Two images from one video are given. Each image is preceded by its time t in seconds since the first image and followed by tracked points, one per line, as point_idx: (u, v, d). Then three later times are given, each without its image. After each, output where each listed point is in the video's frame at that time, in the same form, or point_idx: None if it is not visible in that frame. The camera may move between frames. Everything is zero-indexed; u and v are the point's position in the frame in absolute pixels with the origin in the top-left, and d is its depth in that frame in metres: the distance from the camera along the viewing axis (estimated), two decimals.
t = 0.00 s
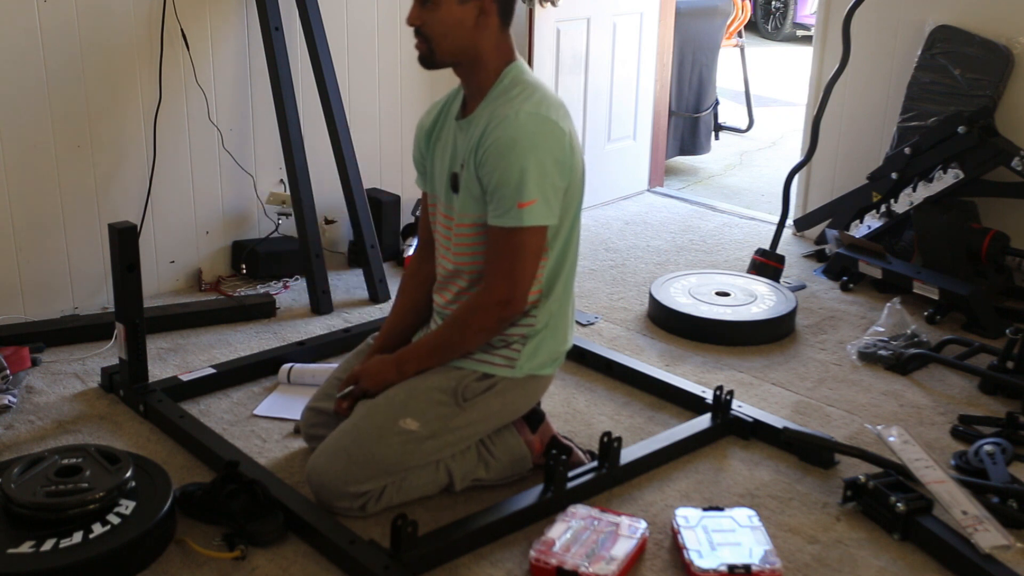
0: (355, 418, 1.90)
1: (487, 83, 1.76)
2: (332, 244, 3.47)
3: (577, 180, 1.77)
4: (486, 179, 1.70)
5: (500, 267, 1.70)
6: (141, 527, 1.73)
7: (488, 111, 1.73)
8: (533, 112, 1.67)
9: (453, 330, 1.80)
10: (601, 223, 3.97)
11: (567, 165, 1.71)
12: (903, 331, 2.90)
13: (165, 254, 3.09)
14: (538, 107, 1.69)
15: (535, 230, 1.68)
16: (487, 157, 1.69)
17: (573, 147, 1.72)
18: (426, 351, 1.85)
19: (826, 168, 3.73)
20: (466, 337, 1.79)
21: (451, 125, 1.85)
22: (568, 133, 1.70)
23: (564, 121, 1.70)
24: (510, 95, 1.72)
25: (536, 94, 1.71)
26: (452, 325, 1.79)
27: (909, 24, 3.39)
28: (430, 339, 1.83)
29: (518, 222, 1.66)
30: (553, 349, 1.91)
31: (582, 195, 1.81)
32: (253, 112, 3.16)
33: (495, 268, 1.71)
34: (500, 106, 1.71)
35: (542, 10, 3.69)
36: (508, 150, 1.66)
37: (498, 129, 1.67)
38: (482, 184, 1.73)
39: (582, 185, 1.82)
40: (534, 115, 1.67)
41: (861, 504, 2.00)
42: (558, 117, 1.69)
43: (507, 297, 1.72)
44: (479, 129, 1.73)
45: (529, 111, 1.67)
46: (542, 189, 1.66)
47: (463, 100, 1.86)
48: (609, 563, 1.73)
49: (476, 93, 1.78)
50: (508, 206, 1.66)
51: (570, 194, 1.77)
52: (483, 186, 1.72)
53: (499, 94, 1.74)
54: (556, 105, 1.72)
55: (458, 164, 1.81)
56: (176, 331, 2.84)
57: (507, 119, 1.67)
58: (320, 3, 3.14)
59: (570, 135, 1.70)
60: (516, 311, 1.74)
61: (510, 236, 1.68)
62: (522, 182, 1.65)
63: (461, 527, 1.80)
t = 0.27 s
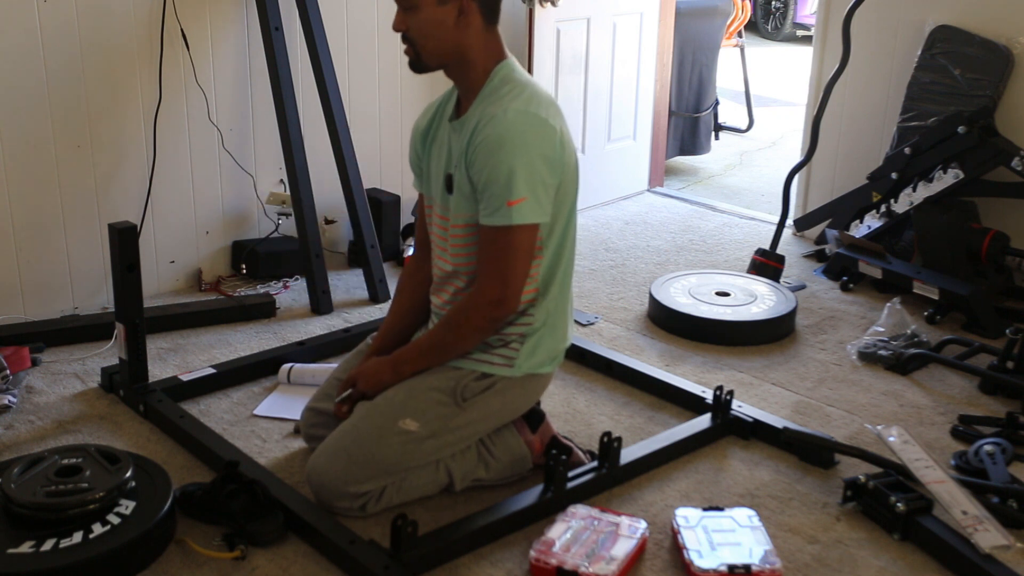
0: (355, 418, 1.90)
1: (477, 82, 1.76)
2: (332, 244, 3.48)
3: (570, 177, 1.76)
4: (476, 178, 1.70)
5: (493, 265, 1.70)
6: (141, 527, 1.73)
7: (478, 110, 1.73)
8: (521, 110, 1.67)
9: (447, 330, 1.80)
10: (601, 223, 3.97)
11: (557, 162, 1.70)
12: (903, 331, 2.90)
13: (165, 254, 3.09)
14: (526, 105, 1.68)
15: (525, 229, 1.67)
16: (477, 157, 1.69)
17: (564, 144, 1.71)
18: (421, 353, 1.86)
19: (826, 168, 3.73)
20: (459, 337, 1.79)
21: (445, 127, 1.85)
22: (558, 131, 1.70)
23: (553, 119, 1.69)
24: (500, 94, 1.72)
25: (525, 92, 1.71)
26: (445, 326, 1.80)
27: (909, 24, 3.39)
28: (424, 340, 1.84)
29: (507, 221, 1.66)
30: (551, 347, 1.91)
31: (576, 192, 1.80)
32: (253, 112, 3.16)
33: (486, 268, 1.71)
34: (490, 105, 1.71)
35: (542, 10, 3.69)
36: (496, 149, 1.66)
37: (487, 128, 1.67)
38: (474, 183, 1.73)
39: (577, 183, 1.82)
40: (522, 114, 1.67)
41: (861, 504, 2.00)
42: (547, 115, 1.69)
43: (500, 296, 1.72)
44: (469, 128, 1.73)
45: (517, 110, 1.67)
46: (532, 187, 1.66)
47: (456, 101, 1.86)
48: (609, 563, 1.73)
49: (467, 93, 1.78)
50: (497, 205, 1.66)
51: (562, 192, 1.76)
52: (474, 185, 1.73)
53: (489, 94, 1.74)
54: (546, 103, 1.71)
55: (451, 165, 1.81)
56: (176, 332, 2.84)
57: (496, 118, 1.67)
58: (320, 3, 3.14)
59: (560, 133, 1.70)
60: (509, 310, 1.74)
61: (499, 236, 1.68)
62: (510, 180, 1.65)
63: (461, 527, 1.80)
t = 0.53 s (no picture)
0: (356, 418, 1.90)
1: (476, 85, 1.76)
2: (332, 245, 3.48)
3: (570, 179, 1.76)
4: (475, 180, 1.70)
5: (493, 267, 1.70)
6: (141, 527, 1.73)
7: (477, 112, 1.73)
8: (520, 111, 1.67)
9: (447, 332, 1.79)
10: (601, 223, 3.96)
11: (556, 163, 1.70)
12: (903, 331, 2.90)
13: (165, 254, 3.09)
14: (525, 106, 1.68)
15: (524, 231, 1.67)
16: (475, 159, 1.69)
17: (563, 146, 1.71)
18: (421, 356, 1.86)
19: (826, 168, 3.73)
20: (459, 340, 1.79)
21: (445, 128, 1.85)
22: (556, 132, 1.69)
23: (552, 121, 1.69)
24: (498, 95, 1.72)
25: (524, 93, 1.71)
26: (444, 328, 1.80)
27: (909, 24, 3.39)
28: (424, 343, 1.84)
29: (506, 223, 1.66)
30: (552, 349, 1.91)
31: (577, 193, 1.80)
32: (253, 112, 3.16)
33: (486, 271, 1.71)
34: (488, 106, 1.71)
35: (542, 10, 3.69)
36: (494, 151, 1.65)
37: (485, 129, 1.67)
38: (473, 185, 1.73)
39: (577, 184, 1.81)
40: (521, 115, 1.67)
41: (860, 504, 2.00)
42: (546, 116, 1.69)
43: (499, 299, 1.72)
44: (468, 130, 1.73)
45: (516, 112, 1.67)
46: (530, 189, 1.66)
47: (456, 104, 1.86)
48: (609, 563, 1.73)
49: (468, 96, 1.78)
50: (495, 207, 1.66)
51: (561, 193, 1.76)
52: (473, 187, 1.72)
53: (488, 95, 1.73)
54: (545, 105, 1.71)
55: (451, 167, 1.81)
56: (176, 332, 2.84)
57: (494, 120, 1.67)
58: (319, 3, 3.14)
59: (559, 134, 1.70)
60: (509, 312, 1.74)
61: (498, 238, 1.68)
62: (509, 182, 1.64)
63: (461, 527, 1.80)
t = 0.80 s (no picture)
0: (356, 419, 1.90)
1: (476, 84, 1.76)
2: (332, 245, 3.51)
3: (569, 178, 1.76)
4: (473, 181, 1.70)
5: (492, 268, 1.70)
6: (141, 527, 1.73)
7: (476, 112, 1.73)
8: (517, 112, 1.67)
9: (446, 333, 1.79)
10: (601, 223, 3.97)
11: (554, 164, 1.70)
12: (903, 331, 2.90)
13: (165, 254, 3.09)
14: (524, 106, 1.68)
15: (522, 232, 1.67)
16: (473, 159, 1.69)
17: (562, 145, 1.71)
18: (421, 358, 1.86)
19: (827, 169, 3.73)
20: (458, 341, 1.79)
21: (445, 128, 1.86)
22: (555, 131, 1.69)
23: (551, 121, 1.69)
24: (497, 95, 1.71)
25: (522, 93, 1.71)
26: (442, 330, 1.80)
27: (909, 24, 3.39)
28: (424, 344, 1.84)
29: (504, 224, 1.66)
30: (552, 349, 1.91)
31: (576, 192, 1.80)
32: (253, 112, 3.16)
33: (485, 271, 1.71)
34: (487, 106, 1.71)
35: (542, 10, 3.69)
36: (492, 152, 1.65)
37: (484, 130, 1.67)
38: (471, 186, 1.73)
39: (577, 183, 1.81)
40: (519, 115, 1.67)
41: (860, 504, 2.00)
42: (545, 116, 1.69)
43: (498, 299, 1.72)
44: (467, 130, 1.73)
45: (514, 112, 1.67)
46: (528, 190, 1.66)
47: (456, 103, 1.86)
48: (609, 563, 1.73)
49: (468, 96, 1.78)
50: (494, 207, 1.66)
51: (560, 193, 1.76)
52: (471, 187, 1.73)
53: (486, 95, 1.73)
54: (544, 104, 1.71)
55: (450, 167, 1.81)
56: (176, 331, 2.84)
57: (492, 120, 1.67)
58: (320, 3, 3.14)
59: (558, 134, 1.70)
60: (508, 313, 1.74)
61: (496, 238, 1.68)
62: (507, 182, 1.64)
63: (462, 527, 1.80)
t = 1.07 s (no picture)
0: (356, 419, 1.90)
1: (474, 87, 1.76)
2: (332, 245, 3.51)
3: (567, 181, 1.76)
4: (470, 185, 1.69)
5: (486, 270, 1.66)
6: (141, 528, 1.73)
7: (473, 118, 1.72)
8: (515, 116, 1.66)
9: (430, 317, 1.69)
10: (601, 223, 3.97)
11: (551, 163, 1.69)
12: (903, 331, 2.90)
13: (165, 254, 3.09)
14: (522, 110, 1.68)
15: (519, 236, 1.65)
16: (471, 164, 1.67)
17: (560, 149, 1.71)
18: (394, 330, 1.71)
19: (827, 169, 3.73)
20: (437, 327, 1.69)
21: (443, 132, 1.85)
22: (553, 135, 1.69)
23: (549, 124, 1.69)
24: (495, 100, 1.71)
25: (519, 97, 1.70)
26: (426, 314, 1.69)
27: (909, 25, 3.39)
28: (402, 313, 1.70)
29: (501, 228, 1.64)
30: (551, 348, 1.91)
31: (574, 195, 1.80)
32: (252, 112, 3.16)
33: (478, 271, 1.66)
34: (485, 111, 1.70)
35: (542, 11, 3.69)
36: (491, 156, 1.64)
37: (482, 135, 1.66)
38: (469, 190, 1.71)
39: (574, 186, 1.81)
40: (517, 120, 1.66)
41: (860, 504, 2.00)
42: (543, 120, 1.68)
43: (488, 303, 1.66)
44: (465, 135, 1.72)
45: (511, 116, 1.66)
46: (527, 194, 1.65)
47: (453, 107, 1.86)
48: (609, 563, 1.73)
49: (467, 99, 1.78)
50: (491, 211, 1.64)
51: (558, 195, 1.76)
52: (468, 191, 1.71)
53: (484, 100, 1.73)
54: (541, 108, 1.70)
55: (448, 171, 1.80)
56: (176, 331, 2.84)
57: (490, 125, 1.66)
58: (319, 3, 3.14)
59: (556, 137, 1.69)
60: (492, 322, 1.68)
61: (491, 241, 1.65)
62: (506, 186, 1.63)
63: (461, 527, 1.80)
